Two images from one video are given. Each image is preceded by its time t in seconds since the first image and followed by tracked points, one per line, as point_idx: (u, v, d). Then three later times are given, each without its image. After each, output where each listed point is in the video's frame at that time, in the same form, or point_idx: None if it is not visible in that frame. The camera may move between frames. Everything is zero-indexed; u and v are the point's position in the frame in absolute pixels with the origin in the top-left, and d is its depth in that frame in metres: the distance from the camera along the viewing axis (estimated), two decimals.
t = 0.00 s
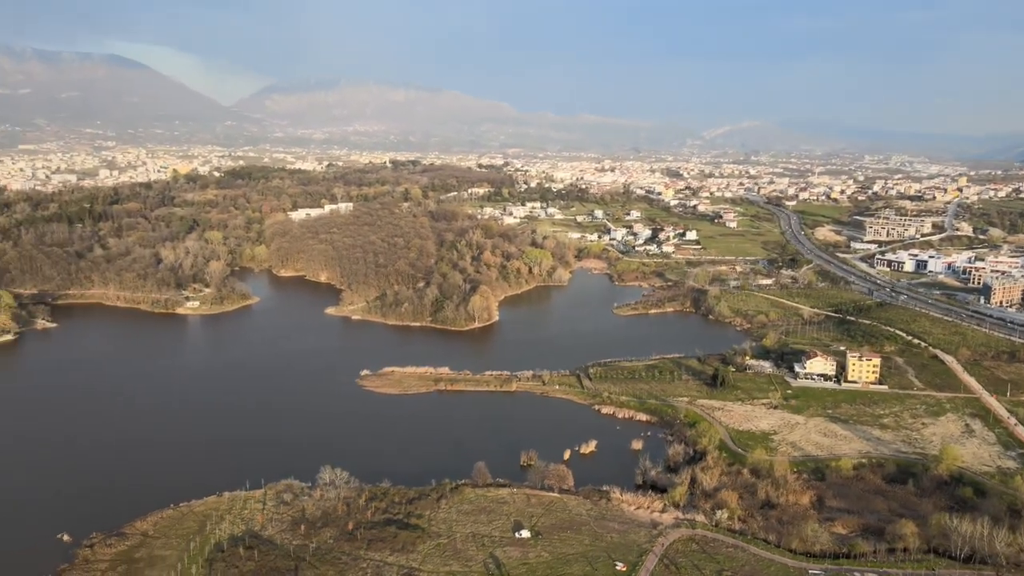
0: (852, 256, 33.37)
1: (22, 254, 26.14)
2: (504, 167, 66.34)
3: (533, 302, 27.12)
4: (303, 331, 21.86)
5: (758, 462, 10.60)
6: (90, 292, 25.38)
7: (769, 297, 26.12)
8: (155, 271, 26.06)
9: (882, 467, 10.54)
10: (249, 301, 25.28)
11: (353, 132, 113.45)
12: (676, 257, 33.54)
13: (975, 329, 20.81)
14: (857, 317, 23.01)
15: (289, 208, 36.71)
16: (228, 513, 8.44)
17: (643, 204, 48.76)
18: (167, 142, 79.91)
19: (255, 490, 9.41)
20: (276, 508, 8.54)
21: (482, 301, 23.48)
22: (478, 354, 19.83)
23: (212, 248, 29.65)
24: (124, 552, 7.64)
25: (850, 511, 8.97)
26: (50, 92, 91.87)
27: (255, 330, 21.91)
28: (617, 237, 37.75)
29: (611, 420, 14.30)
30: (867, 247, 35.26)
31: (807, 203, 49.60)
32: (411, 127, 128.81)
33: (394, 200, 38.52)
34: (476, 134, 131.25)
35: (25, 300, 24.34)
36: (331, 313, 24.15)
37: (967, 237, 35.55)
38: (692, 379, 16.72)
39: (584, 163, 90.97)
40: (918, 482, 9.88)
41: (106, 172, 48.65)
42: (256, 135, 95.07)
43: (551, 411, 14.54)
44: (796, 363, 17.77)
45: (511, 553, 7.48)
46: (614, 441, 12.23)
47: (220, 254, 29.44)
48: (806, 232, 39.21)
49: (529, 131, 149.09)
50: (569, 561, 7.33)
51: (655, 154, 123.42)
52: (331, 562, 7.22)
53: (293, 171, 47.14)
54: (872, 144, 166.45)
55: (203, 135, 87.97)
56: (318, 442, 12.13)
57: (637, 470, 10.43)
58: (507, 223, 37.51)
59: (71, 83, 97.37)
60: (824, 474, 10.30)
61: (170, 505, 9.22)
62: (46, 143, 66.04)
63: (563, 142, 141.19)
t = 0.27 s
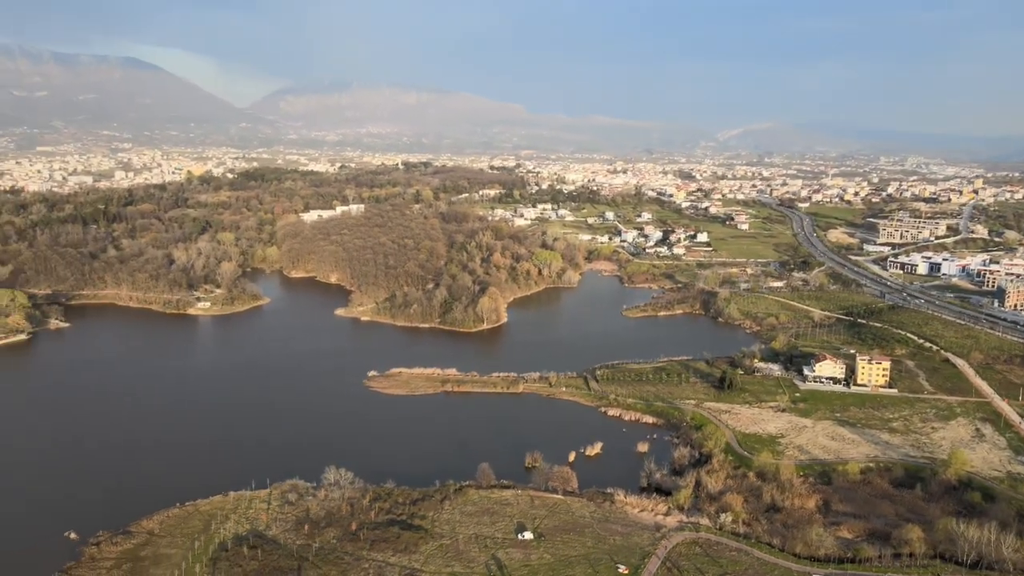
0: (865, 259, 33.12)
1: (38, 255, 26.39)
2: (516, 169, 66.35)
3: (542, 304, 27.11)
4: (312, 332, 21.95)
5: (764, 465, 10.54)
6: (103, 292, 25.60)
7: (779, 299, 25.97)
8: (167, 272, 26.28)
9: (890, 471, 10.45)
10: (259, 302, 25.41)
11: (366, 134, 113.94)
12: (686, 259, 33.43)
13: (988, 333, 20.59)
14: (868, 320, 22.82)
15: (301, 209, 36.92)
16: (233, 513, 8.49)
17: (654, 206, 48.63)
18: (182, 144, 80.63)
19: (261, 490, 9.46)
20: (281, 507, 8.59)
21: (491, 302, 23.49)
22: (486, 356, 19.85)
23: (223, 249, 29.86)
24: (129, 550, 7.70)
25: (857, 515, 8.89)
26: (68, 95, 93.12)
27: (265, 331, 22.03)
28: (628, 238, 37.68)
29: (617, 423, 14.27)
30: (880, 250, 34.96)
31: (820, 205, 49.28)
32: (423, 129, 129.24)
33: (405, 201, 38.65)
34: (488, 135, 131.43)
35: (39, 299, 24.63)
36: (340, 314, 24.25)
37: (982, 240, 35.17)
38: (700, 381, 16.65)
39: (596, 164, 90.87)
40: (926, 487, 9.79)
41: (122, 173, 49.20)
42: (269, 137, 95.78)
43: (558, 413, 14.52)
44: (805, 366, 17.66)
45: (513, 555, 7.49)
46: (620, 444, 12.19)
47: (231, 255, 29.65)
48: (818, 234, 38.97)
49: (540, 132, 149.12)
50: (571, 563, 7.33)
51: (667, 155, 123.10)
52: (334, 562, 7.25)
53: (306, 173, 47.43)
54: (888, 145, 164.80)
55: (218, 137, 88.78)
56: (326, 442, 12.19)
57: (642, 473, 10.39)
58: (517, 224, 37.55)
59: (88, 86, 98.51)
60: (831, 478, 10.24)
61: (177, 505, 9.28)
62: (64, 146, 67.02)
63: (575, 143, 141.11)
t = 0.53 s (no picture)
0: (877, 261, 32.87)
1: (53, 254, 26.34)
2: (528, 170, 66.37)
3: (551, 305, 27.10)
4: (320, 332, 22.06)
5: (771, 468, 10.49)
6: (116, 292, 25.87)
7: (790, 301, 25.82)
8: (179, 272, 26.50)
9: (897, 475, 10.37)
10: (269, 302, 25.56)
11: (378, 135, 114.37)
12: (697, 261, 33.31)
13: (1001, 336, 20.35)
14: (879, 322, 22.65)
15: (313, 210, 37.11)
16: (238, 511, 8.55)
17: (666, 207, 48.49)
18: (197, 145, 81.30)
19: (266, 489, 9.51)
20: (285, 506, 8.64)
21: (499, 303, 23.48)
22: (493, 357, 19.86)
23: (235, 249, 30.07)
24: (134, 547, 7.77)
25: (863, 519, 8.82)
26: (86, 97, 94.41)
27: (274, 330, 22.16)
28: (638, 239, 37.59)
29: (624, 424, 14.24)
30: (893, 251, 34.67)
31: (833, 206, 48.93)
32: (435, 130, 129.59)
33: (416, 202, 38.76)
34: (499, 136, 131.55)
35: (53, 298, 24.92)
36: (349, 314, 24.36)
37: (997, 242, 34.79)
38: (708, 383, 16.58)
39: (608, 165, 90.75)
40: (934, 491, 9.70)
41: (137, 174, 49.75)
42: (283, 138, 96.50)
43: (564, 414, 14.51)
44: (815, 368, 17.54)
45: (516, 556, 7.50)
46: (626, 445, 12.16)
47: (243, 255, 29.86)
48: (831, 236, 38.71)
49: (552, 134, 149.09)
50: (573, 564, 7.34)
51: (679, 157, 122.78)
52: (337, 562, 7.29)
53: (318, 174, 47.71)
54: (904, 146, 163.13)
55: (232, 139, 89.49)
56: (332, 441, 12.26)
57: (647, 475, 10.37)
58: (528, 225, 37.57)
59: (104, 88, 99.66)
60: (837, 481, 10.17)
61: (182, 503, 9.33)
62: (82, 147, 67.91)
63: (586, 144, 140.93)
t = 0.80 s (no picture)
0: (891, 263, 32.60)
1: (68, 255, 26.61)
2: (539, 171, 66.36)
3: (560, 306, 27.08)
4: (329, 332, 22.15)
5: (777, 471, 10.42)
6: (129, 292, 26.12)
7: (800, 303, 25.66)
8: (191, 272, 26.70)
9: (905, 479, 10.28)
10: (279, 303, 25.70)
11: (390, 138, 114.81)
12: (708, 263, 33.17)
13: (1015, 339, 20.12)
14: (891, 325, 22.46)
15: (324, 211, 37.30)
16: (243, 511, 8.60)
17: (677, 209, 48.33)
18: (211, 147, 81.93)
19: (272, 488, 9.56)
20: (290, 506, 8.68)
21: (508, 304, 23.47)
22: (502, 358, 19.86)
23: (246, 251, 30.27)
24: (140, 546, 7.83)
25: (869, 524, 8.76)
26: (103, 99, 95.52)
27: (283, 331, 22.26)
28: (649, 241, 37.49)
29: (630, 426, 14.20)
30: (907, 253, 34.36)
31: (847, 208, 48.55)
32: (446, 132, 129.87)
33: (427, 204, 38.85)
34: (511, 138, 131.65)
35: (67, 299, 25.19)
36: (358, 315, 24.45)
37: (1013, 245, 34.39)
38: (715, 386, 16.50)
39: (620, 167, 90.53)
40: (943, 495, 9.62)
41: (153, 175, 50.25)
42: (296, 140, 97.07)
43: (570, 416, 14.47)
44: (824, 371, 17.39)
45: (518, 557, 7.51)
46: (632, 448, 12.12)
47: (254, 257, 30.04)
48: (844, 238, 38.44)
49: (563, 135, 149.02)
50: (575, 566, 7.35)
51: (692, 158, 122.27)
52: (340, 562, 7.32)
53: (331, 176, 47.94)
54: (919, 148, 161.60)
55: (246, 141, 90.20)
56: (339, 441, 12.32)
57: (652, 477, 10.33)
58: (539, 227, 37.57)
59: (121, 91, 100.72)
60: (844, 485, 10.11)
61: (188, 503, 9.38)
62: (99, 149, 68.72)
63: (598, 146, 140.67)
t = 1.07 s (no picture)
0: (904, 266, 32.30)
1: (82, 255, 26.88)
2: (551, 173, 66.37)
3: (570, 308, 27.05)
4: (337, 334, 22.24)
5: (783, 474, 10.37)
6: (142, 293, 26.36)
7: (811, 306, 25.49)
8: (202, 273, 26.92)
9: (913, 484, 10.20)
10: (288, 304, 25.83)
11: (402, 140, 115.18)
12: (718, 265, 33.03)
13: None
14: (903, 328, 22.27)
15: (335, 213, 37.48)
16: (248, 510, 8.65)
17: (689, 211, 48.16)
18: (225, 149, 82.55)
19: (277, 488, 9.61)
20: (295, 506, 8.73)
21: (517, 306, 23.45)
22: (510, 359, 19.86)
23: (258, 252, 30.48)
24: (146, 545, 7.90)
25: (876, 528, 8.69)
26: (119, 101, 96.56)
27: (292, 332, 22.36)
28: (660, 243, 37.38)
29: (636, 429, 14.16)
30: (921, 256, 34.04)
31: (861, 211, 48.19)
32: (458, 133, 130.13)
33: (438, 206, 38.94)
34: (523, 140, 131.73)
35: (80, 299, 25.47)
36: (367, 317, 24.54)
37: None
38: (723, 388, 16.42)
39: (632, 169, 90.32)
40: (951, 500, 9.52)
41: (168, 177, 50.73)
42: (309, 142, 97.62)
43: (577, 418, 14.45)
44: (833, 374, 17.27)
45: (520, 559, 7.53)
46: (637, 450, 12.08)
47: (265, 258, 30.24)
48: (857, 240, 38.15)
49: (575, 137, 148.92)
50: (577, 569, 7.35)
51: (704, 160, 121.76)
52: (342, 562, 7.36)
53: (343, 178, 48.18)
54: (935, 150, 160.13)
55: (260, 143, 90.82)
56: (345, 442, 12.37)
57: (657, 480, 10.30)
58: (549, 229, 37.55)
59: (137, 93, 101.74)
60: (851, 489, 10.04)
61: (194, 502, 9.46)
62: (115, 151, 69.47)
63: (610, 148, 140.40)
